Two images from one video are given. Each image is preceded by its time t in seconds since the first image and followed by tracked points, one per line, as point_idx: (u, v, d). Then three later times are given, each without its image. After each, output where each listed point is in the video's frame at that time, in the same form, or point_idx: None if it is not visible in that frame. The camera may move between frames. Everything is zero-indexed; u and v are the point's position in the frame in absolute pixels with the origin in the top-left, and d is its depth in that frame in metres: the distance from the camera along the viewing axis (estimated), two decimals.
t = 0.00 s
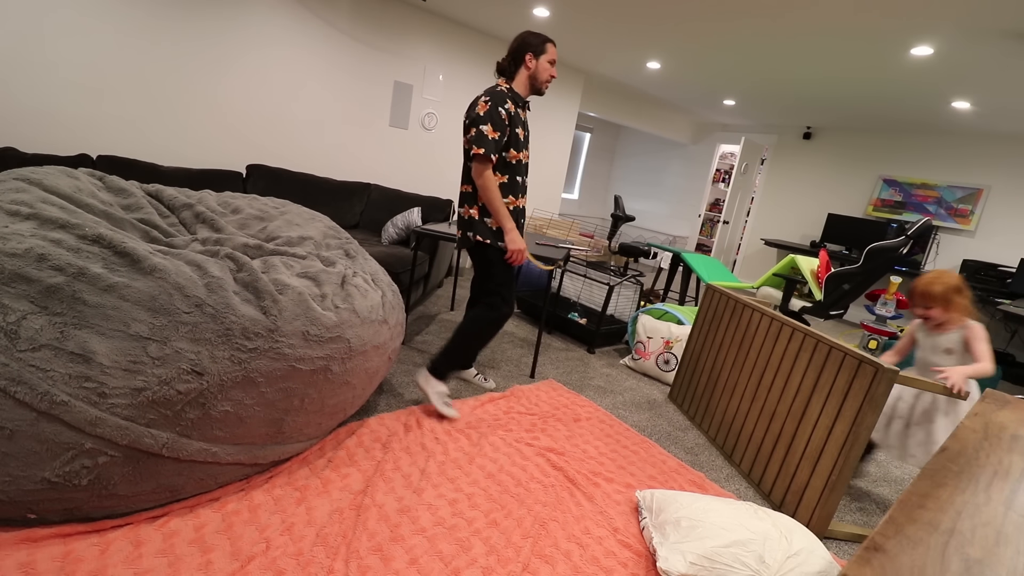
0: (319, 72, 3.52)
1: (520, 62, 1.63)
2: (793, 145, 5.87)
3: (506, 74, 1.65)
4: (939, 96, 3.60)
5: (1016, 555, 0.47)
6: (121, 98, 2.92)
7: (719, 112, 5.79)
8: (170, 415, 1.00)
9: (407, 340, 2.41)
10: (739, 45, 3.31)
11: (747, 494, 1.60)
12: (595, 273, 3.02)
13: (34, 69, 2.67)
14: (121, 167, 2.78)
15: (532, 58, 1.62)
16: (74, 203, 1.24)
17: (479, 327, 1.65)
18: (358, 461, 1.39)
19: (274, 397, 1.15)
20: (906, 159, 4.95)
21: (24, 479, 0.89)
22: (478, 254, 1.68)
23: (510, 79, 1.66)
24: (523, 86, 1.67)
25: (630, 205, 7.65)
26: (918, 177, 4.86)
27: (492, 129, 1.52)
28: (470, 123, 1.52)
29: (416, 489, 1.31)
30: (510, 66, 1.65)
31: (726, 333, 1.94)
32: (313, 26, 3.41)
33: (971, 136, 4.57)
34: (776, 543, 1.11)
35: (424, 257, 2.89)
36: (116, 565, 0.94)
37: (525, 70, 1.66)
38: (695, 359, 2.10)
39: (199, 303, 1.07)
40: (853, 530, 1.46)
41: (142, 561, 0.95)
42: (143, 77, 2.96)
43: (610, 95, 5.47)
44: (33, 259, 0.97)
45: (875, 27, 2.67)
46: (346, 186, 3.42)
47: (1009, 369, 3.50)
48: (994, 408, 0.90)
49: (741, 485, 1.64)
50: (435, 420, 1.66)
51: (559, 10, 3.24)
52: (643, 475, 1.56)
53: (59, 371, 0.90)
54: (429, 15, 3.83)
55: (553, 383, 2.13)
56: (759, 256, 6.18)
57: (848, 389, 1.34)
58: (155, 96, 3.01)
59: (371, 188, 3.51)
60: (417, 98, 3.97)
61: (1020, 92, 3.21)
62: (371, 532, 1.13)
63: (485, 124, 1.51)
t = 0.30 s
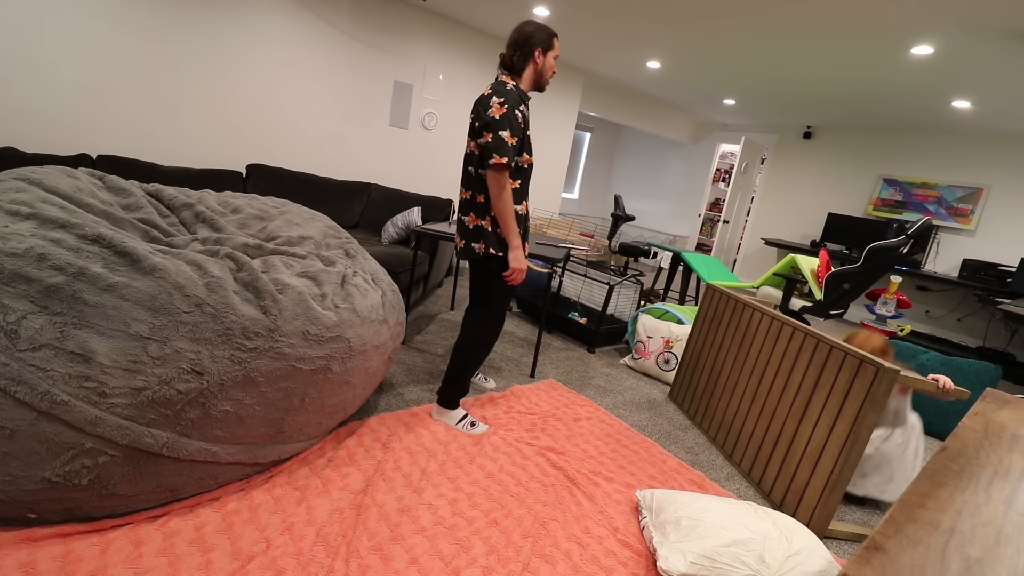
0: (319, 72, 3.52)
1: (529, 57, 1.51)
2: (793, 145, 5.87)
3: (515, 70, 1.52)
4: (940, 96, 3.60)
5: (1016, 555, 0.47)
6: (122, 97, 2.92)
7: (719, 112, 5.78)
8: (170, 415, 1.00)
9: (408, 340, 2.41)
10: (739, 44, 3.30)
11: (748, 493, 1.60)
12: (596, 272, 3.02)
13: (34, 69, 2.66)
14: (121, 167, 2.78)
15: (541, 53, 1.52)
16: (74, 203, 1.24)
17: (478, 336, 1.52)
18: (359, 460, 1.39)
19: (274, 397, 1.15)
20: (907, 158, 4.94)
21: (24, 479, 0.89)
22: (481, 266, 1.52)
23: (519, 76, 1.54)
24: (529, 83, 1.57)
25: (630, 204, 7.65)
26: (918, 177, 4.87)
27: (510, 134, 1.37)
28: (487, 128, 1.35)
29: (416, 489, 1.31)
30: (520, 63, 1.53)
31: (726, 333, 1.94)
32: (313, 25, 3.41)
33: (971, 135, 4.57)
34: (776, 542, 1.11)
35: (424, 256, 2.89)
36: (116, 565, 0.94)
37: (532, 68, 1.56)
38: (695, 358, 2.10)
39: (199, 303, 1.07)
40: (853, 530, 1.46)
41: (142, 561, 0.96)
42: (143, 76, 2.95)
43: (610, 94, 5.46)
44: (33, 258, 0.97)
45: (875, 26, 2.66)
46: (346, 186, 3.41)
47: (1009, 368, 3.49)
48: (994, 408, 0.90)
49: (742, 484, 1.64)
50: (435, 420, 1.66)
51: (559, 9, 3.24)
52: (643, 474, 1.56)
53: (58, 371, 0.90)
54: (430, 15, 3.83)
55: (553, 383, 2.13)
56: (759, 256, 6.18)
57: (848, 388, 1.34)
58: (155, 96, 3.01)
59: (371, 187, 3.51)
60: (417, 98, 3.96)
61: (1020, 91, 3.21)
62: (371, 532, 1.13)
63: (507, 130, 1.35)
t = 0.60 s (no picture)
0: (319, 72, 3.52)
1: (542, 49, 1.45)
2: (794, 145, 5.87)
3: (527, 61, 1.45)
4: (940, 95, 3.60)
5: (1016, 554, 0.46)
6: (122, 98, 2.92)
7: (720, 112, 5.78)
8: (170, 415, 1.00)
9: (408, 340, 2.41)
10: (739, 43, 3.30)
11: (748, 493, 1.60)
12: (596, 272, 3.02)
13: (34, 69, 2.66)
14: (121, 167, 2.78)
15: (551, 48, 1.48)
16: (74, 203, 1.24)
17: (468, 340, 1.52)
18: (359, 460, 1.38)
19: (274, 397, 1.15)
20: (907, 157, 4.94)
21: (25, 479, 0.89)
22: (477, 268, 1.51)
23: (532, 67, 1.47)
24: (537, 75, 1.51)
25: (630, 204, 7.64)
26: (919, 176, 4.86)
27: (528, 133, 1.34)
28: (505, 123, 1.30)
29: (417, 488, 1.31)
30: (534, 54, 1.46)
31: (726, 332, 1.94)
32: (312, 25, 3.41)
33: (971, 134, 4.56)
34: (776, 542, 1.11)
35: (424, 256, 2.89)
36: (117, 564, 0.94)
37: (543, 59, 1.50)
38: (695, 358, 2.10)
39: (199, 303, 1.07)
40: (853, 529, 1.46)
41: (142, 561, 0.96)
42: (143, 76, 2.95)
43: (610, 94, 5.46)
44: (33, 258, 0.97)
45: (875, 25, 2.66)
46: (346, 185, 3.41)
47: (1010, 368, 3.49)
48: (995, 407, 0.90)
49: (742, 484, 1.64)
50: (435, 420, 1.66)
51: (559, 8, 3.23)
52: (643, 474, 1.56)
53: (59, 371, 0.90)
54: (429, 14, 3.83)
55: (554, 382, 2.13)
56: (759, 256, 6.18)
57: (848, 387, 1.34)
58: (155, 96, 3.01)
59: (371, 187, 3.51)
60: (417, 97, 3.96)
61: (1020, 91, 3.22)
62: (372, 531, 1.13)
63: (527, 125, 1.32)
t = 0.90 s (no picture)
0: (319, 71, 3.52)
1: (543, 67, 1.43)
2: (794, 144, 5.87)
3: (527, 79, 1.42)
4: (940, 95, 3.60)
5: (1016, 554, 0.46)
6: (122, 97, 2.92)
7: (720, 112, 5.78)
8: (171, 414, 1.00)
9: (407, 339, 2.41)
10: (739, 43, 3.30)
11: (748, 493, 1.59)
12: (596, 271, 3.02)
13: (34, 68, 2.66)
14: (121, 167, 2.77)
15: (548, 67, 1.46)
16: (74, 203, 1.24)
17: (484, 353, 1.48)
18: (359, 460, 1.38)
19: (274, 396, 1.15)
20: (907, 157, 4.94)
21: (24, 479, 0.89)
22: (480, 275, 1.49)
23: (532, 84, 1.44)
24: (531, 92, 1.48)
25: (630, 204, 7.64)
26: (919, 176, 4.86)
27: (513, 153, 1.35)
28: (491, 142, 1.30)
29: (417, 488, 1.31)
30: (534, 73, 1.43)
31: (726, 332, 1.94)
32: (313, 25, 3.41)
33: (972, 133, 4.56)
34: (776, 541, 1.11)
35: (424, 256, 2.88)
36: (117, 564, 0.94)
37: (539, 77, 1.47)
38: (695, 358, 2.10)
39: (199, 302, 1.07)
40: (853, 529, 1.46)
41: (143, 560, 0.96)
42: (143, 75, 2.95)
43: (610, 93, 5.45)
44: (33, 258, 0.97)
45: (875, 24, 2.65)
46: (346, 185, 3.40)
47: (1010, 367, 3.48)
48: (995, 407, 0.90)
49: (741, 483, 1.65)
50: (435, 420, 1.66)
51: (559, 7, 3.22)
52: (643, 473, 1.56)
53: (59, 371, 0.90)
54: (429, 14, 3.83)
55: (554, 382, 2.13)
56: (759, 255, 6.18)
57: (848, 386, 1.34)
58: (156, 95, 3.01)
59: (371, 187, 3.51)
60: (417, 97, 3.96)
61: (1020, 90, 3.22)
62: (372, 530, 1.13)
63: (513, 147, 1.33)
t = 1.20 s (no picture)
0: (319, 71, 3.52)
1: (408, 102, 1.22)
2: (794, 143, 5.87)
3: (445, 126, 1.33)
4: (940, 94, 3.60)
5: (1016, 554, 0.46)
6: (122, 97, 2.92)
7: (720, 111, 5.78)
8: (171, 414, 1.00)
9: (408, 339, 2.41)
10: (739, 42, 3.30)
11: (748, 492, 1.59)
12: (596, 271, 3.02)
13: (34, 69, 2.66)
14: (122, 167, 2.77)
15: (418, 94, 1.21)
16: (74, 203, 1.24)
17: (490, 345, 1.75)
18: (360, 459, 1.38)
19: (274, 396, 1.15)
20: (906, 156, 4.94)
21: (25, 478, 0.89)
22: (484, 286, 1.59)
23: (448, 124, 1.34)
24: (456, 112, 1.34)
25: (630, 203, 7.64)
26: (919, 175, 4.86)
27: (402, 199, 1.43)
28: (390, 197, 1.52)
29: (417, 487, 1.31)
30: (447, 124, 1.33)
31: (727, 332, 1.94)
32: (313, 25, 3.41)
33: (972, 133, 4.55)
34: (776, 541, 1.11)
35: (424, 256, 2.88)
36: (117, 563, 0.94)
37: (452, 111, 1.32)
38: (695, 357, 2.10)
39: (199, 302, 1.07)
40: (854, 528, 1.46)
41: (143, 560, 0.96)
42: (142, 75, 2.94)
43: (610, 92, 5.45)
44: (33, 258, 0.97)
45: (875, 23, 2.65)
46: (346, 185, 3.40)
47: (1010, 366, 3.48)
48: (995, 406, 0.90)
49: (742, 483, 1.64)
50: (435, 420, 1.65)
51: (559, 7, 3.22)
52: (643, 473, 1.56)
53: (59, 370, 0.90)
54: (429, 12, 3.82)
55: (554, 381, 2.13)
56: (759, 255, 6.18)
57: (848, 386, 1.34)
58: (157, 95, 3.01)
59: (371, 186, 3.51)
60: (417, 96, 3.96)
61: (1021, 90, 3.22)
62: (372, 530, 1.14)
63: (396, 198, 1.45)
